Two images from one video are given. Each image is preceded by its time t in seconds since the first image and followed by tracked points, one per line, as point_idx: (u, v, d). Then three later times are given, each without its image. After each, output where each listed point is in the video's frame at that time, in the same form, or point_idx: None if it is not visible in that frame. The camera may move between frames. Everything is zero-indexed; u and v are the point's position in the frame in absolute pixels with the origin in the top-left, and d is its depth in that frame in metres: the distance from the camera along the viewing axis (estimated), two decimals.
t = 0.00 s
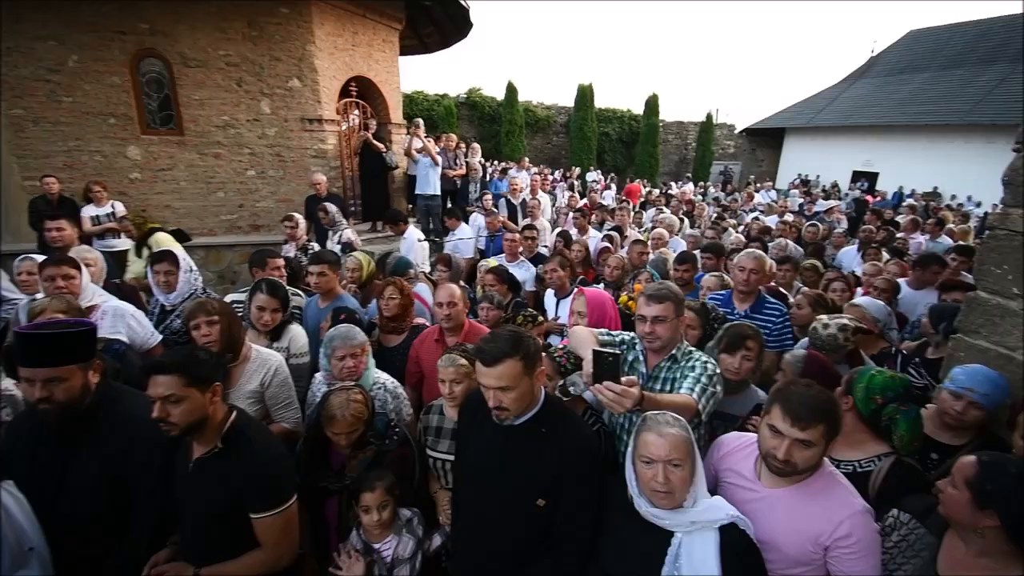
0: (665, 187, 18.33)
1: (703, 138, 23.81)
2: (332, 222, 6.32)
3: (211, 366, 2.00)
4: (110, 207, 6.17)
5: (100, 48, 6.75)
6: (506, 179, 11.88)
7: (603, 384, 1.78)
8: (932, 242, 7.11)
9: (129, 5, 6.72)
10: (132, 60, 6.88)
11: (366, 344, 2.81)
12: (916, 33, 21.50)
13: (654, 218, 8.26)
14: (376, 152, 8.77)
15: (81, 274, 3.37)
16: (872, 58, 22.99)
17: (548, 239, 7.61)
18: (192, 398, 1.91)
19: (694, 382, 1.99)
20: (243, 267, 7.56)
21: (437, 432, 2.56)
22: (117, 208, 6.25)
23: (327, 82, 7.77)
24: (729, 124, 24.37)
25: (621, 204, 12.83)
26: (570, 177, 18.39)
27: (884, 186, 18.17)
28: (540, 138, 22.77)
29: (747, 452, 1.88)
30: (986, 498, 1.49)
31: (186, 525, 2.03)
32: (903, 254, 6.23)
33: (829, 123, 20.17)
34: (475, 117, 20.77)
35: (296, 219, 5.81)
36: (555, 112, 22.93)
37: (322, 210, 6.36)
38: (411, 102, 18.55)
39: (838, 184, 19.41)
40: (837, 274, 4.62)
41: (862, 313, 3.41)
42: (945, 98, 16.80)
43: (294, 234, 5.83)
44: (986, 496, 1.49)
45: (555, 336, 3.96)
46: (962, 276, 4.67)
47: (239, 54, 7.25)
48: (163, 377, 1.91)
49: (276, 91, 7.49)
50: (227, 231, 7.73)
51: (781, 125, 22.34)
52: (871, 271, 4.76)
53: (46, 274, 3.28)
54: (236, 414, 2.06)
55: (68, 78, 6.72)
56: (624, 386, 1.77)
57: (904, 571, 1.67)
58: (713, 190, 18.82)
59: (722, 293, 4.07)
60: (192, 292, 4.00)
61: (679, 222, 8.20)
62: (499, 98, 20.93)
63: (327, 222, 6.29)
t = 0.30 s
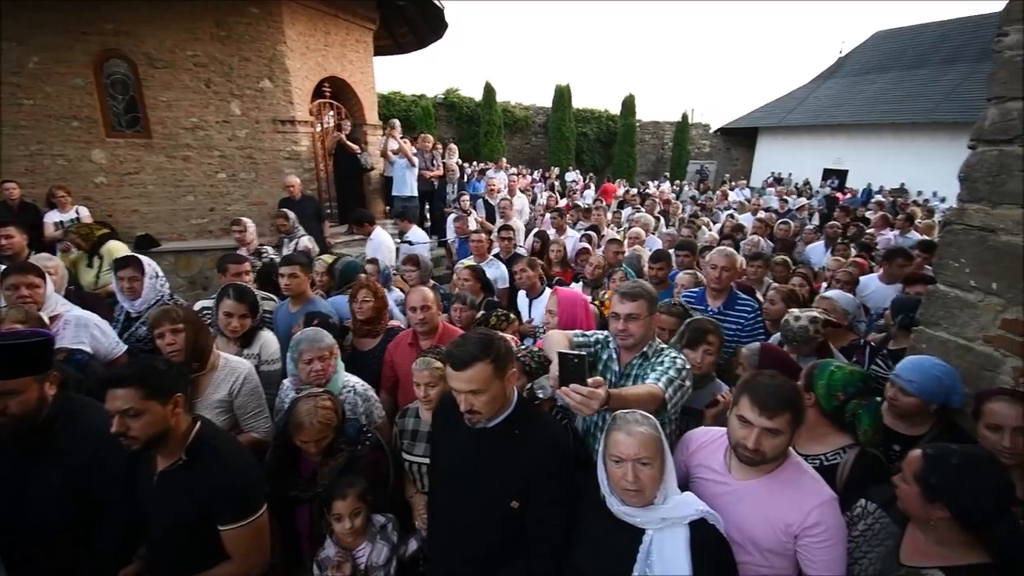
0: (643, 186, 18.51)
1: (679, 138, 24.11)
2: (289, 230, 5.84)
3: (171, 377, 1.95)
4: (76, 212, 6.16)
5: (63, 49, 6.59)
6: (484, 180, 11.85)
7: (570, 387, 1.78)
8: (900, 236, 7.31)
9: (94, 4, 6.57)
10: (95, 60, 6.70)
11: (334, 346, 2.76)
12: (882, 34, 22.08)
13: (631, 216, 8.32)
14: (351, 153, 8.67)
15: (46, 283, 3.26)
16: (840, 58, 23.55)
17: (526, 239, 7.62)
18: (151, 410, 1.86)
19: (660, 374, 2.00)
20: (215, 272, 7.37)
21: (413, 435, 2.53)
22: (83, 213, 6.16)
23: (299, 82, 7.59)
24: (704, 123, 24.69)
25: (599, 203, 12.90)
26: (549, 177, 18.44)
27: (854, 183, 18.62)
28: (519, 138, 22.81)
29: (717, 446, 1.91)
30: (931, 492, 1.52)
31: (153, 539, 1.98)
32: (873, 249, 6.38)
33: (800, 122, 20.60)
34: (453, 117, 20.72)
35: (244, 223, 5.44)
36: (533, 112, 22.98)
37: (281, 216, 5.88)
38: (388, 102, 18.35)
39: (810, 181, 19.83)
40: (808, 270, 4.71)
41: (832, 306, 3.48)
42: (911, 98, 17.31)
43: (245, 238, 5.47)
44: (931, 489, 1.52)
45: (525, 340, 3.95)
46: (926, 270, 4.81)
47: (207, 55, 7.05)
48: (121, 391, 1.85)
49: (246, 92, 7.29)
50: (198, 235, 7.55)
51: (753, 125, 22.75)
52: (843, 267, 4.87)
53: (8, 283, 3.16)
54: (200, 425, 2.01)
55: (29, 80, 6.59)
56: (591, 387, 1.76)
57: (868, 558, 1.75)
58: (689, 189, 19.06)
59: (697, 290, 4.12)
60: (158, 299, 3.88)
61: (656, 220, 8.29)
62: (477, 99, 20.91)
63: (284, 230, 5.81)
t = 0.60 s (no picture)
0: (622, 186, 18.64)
1: (656, 138, 24.36)
2: (245, 230, 5.62)
3: (134, 388, 1.90)
4: (38, 219, 5.95)
5: (25, 51, 6.42)
6: (462, 181, 11.81)
7: (533, 389, 1.77)
8: (871, 231, 7.48)
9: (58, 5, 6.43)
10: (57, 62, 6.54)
11: (317, 355, 2.70)
12: (851, 35, 22.60)
13: (610, 215, 8.38)
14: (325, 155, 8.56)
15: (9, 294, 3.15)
16: (810, 58, 24.04)
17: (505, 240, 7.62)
18: (115, 423, 1.81)
19: (627, 370, 2.01)
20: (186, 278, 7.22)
21: (388, 440, 2.51)
22: (47, 220, 5.94)
23: (272, 83, 7.44)
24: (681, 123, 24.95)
25: (579, 203, 12.95)
26: (529, 177, 18.46)
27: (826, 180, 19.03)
28: (498, 138, 22.78)
29: (690, 442, 1.92)
30: (891, 486, 1.56)
31: (122, 554, 1.92)
32: (844, 245, 6.53)
33: (773, 121, 20.98)
34: (431, 118, 20.61)
35: (188, 227, 5.00)
36: (512, 112, 22.94)
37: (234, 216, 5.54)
38: (366, 103, 18.17)
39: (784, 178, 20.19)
40: (781, 266, 4.79)
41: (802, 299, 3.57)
42: (879, 96, 17.75)
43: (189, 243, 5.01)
44: (889, 483, 1.56)
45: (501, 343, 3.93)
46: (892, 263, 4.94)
47: (175, 55, 6.88)
48: (83, 404, 1.80)
49: (217, 93, 7.13)
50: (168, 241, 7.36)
51: (728, 124, 23.10)
52: (815, 261, 4.98)
53: None
54: (167, 436, 1.96)
55: None
56: (553, 390, 1.76)
57: (836, 547, 1.77)
58: (666, 188, 19.26)
59: (673, 287, 4.16)
60: (124, 307, 3.77)
61: (633, 219, 8.36)
62: (455, 99, 20.82)
63: (239, 230, 5.58)
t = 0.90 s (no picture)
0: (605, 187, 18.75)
1: (639, 138, 24.57)
2: (207, 233, 5.47)
3: (103, 396, 1.85)
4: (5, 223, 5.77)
5: None
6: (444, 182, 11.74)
7: (503, 395, 1.74)
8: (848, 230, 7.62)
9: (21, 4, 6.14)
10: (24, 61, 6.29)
11: (303, 364, 2.64)
12: (827, 37, 23.05)
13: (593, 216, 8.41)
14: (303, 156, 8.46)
15: None
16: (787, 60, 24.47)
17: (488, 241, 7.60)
18: (83, 432, 1.76)
19: (603, 372, 2.02)
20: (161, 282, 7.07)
21: (367, 444, 2.49)
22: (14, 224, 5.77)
23: (248, 83, 7.39)
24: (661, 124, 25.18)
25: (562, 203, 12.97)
26: (513, 178, 18.46)
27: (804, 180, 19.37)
28: (482, 139, 22.74)
29: (669, 440, 1.94)
30: (859, 484, 1.58)
31: (91, 565, 1.87)
32: (822, 244, 6.65)
33: (752, 122, 21.30)
34: (414, 119, 20.50)
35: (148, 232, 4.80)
36: (495, 113, 22.89)
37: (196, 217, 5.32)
38: (347, 103, 17.99)
39: (763, 178, 20.50)
40: (760, 265, 4.86)
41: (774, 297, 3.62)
42: (854, 98, 18.12)
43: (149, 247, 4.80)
44: (857, 481, 1.59)
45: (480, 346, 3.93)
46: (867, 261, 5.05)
47: (147, 55, 6.72)
48: (49, 413, 1.74)
49: (191, 93, 7.04)
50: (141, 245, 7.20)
51: (708, 125, 23.40)
52: (793, 260, 5.06)
53: None
54: (138, 444, 1.91)
55: None
56: (523, 395, 1.72)
57: (809, 540, 1.83)
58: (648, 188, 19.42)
59: (652, 287, 4.20)
60: (91, 312, 3.67)
61: (615, 220, 8.41)
62: (437, 100, 20.73)
63: (200, 233, 5.43)
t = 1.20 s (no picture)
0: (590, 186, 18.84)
1: (623, 138, 24.69)
2: (165, 238, 5.17)
3: (71, 402, 1.79)
4: None
5: None
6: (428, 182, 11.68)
7: (477, 398, 1.73)
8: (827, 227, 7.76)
9: None
10: None
11: (289, 368, 2.60)
12: (806, 38, 23.41)
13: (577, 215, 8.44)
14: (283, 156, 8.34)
15: None
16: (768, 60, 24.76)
17: (471, 241, 7.60)
18: (50, 439, 1.71)
19: (581, 371, 2.02)
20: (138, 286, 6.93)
21: (346, 448, 2.46)
22: None
23: (226, 83, 7.15)
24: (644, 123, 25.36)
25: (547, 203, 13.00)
26: (498, 177, 18.46)
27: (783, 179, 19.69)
28: (467, 139, 22.69)
29: (646, 439, 1.95)
30: (838, 473, 1.60)
31: None
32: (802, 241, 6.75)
33: (733, 122, 21.57)
34: (397, 119, 20.38)
35: (110, 236, 4.64)
36: (479, 113, 22.85)
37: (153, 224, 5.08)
38: (329, 103, 17.84)
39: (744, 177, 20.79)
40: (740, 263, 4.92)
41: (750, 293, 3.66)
42: (831, 99, 18.46)
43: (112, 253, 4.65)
44: (836, 470, 1.61)
45: (462, 347, 3.92)
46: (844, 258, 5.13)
47: (121, 55, 6.61)
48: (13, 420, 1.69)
49: (167, 94, 6.86)
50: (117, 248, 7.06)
51: (689, 124, 23.64)
52: (772, 257, 5.13)
53: None
54: (108, 451, 1.86)
55: None
56: (498, 398, 1.72)
57: (783, 535, 1.82)
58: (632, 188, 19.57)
59: (627, 286, 4.23)
60: (63, 317, 3.58)
61: (599, 219, 8.45)
62: (421, 100, 20.65)
63: (156, 237, 5.12)
